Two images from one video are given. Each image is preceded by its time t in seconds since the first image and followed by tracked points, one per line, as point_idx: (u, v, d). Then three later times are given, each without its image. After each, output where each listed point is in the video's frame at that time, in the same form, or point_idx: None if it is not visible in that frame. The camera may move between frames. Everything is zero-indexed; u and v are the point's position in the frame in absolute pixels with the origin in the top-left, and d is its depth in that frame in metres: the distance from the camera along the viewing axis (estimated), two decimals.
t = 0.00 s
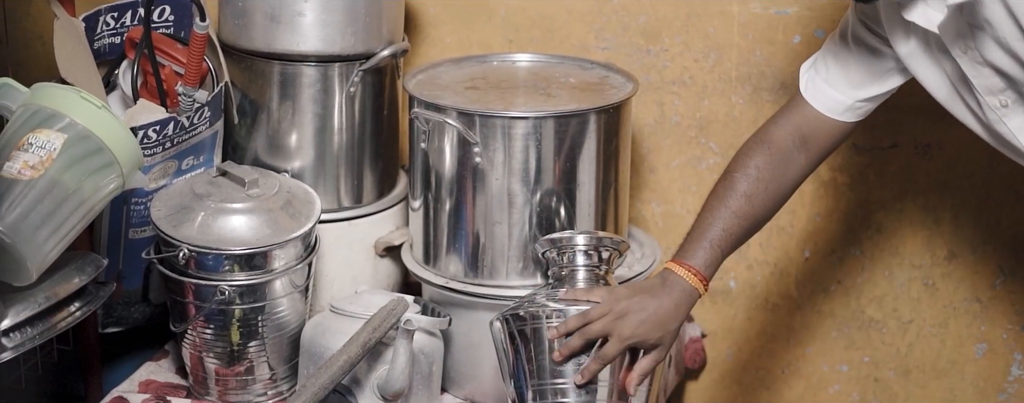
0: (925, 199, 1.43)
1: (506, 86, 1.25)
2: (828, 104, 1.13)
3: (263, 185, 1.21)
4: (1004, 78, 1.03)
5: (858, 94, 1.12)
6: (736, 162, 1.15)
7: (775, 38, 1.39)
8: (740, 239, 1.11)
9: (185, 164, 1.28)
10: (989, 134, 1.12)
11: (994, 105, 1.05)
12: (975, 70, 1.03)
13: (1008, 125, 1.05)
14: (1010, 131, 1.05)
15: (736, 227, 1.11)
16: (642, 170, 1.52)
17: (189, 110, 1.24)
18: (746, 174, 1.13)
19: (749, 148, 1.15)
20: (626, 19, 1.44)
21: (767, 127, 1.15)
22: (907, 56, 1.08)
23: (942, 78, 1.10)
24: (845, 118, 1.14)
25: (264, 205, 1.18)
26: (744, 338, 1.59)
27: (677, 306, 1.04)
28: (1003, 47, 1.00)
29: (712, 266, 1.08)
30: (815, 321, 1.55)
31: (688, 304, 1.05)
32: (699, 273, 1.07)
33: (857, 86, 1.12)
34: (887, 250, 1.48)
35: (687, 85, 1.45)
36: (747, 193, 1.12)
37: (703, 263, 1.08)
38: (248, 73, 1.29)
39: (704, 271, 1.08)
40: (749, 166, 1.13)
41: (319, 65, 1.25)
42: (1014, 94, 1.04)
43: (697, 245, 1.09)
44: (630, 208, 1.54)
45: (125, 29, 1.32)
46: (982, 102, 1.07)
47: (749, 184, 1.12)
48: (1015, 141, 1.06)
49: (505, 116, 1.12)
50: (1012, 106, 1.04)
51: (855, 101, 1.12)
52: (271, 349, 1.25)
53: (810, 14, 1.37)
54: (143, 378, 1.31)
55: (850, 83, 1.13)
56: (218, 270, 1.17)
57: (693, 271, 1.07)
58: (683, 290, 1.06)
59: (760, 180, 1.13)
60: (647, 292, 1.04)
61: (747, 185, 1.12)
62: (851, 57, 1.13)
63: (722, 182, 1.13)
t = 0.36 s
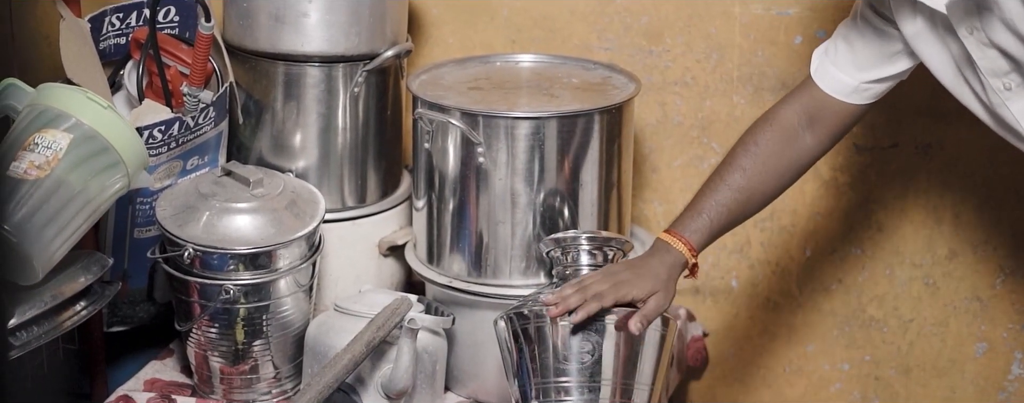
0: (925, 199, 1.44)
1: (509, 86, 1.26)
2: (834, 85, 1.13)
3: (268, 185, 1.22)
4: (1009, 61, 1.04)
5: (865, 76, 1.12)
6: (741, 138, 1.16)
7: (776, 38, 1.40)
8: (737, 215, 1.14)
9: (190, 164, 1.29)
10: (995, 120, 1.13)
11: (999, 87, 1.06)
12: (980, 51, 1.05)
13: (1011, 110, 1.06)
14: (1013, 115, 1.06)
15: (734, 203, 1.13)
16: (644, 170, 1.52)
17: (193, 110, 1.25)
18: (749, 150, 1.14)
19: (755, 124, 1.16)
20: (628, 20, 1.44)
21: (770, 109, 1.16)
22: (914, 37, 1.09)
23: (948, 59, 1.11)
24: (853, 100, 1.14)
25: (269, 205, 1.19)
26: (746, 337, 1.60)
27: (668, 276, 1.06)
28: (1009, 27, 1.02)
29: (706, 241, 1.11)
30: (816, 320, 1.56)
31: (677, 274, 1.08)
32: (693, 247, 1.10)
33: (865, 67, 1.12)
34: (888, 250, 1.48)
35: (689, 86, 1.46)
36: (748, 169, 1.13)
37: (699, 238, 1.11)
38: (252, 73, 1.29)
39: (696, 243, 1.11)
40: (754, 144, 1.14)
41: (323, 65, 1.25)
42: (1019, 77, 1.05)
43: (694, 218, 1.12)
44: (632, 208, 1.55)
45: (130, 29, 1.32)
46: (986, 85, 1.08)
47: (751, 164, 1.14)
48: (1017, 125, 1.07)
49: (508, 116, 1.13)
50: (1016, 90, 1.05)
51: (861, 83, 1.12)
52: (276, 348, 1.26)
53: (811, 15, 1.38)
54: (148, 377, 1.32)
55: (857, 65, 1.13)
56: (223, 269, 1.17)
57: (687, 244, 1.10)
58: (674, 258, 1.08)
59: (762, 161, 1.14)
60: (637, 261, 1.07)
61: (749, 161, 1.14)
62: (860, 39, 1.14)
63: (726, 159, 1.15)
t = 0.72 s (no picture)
0: (923, 198, 1.45)
1: (510, 86, 1.27)
2: (829, 65, 1.15)
3: (269, 184, 1.23)
4: (1008, 52, 1.05)
5: (860, 59, 1.14)
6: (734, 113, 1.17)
7: (775, 39, 1.41)
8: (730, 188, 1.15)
9: (192, 164, 1.29)
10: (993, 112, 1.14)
11: (997, 79, 1.07)
12: (979, 42, 1.06)
13: (1009, 100, 1.07)
14: (1010, 106, 1.08)
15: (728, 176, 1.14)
16: (644, 169, 1.53)
17: (195, 109, 1.25)
18: (744, 124, 1.15)
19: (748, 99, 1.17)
20: (628, 20, 1.45)
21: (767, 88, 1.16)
22: (914, 26, 1.10)
23: (946, 46, 1.12)
24: (844, 81, 1.15)
25: (271, 203, 1.19)
26: (745, 337, 1.60)
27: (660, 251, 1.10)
28: (1008, 19, 1.03)
29: (699, 213, 1.12)
30: (815, 319, 1.56)
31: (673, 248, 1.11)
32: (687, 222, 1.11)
33: (861, 50, 1.13)
34: (886, 249, 1.49)
35: (688, 86, 1.46)
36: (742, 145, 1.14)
37: (693, 209, 1.12)
38: (254, 73, 1.30)
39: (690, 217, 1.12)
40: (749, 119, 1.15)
41: (324, 65, 1.26)
42: (1018, 69, 1.06)
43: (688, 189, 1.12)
44: (632, 207, 1.56)
45: (133, 29, 1.34)
46: (985, 76, 1.09)
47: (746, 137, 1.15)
48: (1014, 116, 1.08)
49: (508, 116, 1.14)
50: (1014, 81, 1.07)
51: (856, 66, 1.14)
52: (278, 346, 1.26)
53: (810, 16, 1.38)
54: (149, 375, 1.32)
55: (853, 48, 1.14)
56: (224, 268, 1.18)
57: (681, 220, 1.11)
58: (668, 235, 1.10)
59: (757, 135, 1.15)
60: (630, 237, 1.09)
61: (743, 138, 1.14)
62: (860, 20, 1.14)
63: (719, 133, 1.16)
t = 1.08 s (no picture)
0: (922, 198, 1.45)
1: (510, 86, 1.27)
2: (822, 53, 1.15)
3: (270, 184, 1.23)
4: (1005, 50, 1.06)
5: (853, 50, 1.14)
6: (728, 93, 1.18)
7: (774, 39, 1.41)
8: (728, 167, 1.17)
9: (193, 164, 1.30)
10: (991, 111, 1.13)
11: (993, 76, 1.07)
12: (975, 40, 1.06)
13: (1005, 98, 1.08)
14: (1006, 104, 1.08)
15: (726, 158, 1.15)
16: (643, 169, 1.54)
17: (196, 109, 1.26)
18: (736, 107, 1.16)
19: (742, 80, 1.17)
20: (628, 21, 1.45)
21: (759, 71, 1.17)
22: (911, 24, 1.10)
23: (942, 43, 1.12)
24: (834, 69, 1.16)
25: (272, 203, 1.20)
26: (745, 336, 1.61)
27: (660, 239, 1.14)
28: (1003, 17, 1.03)
29: (698, 194, 1.15)
30: (814, 318, 1.57)
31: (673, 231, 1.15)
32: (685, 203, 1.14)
33: (858, 42, 1.14)
34: (885, 249, 1.50)
35: (688, 86, 1.47)
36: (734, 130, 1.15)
37: (690, 190, 1.14)
38: (255, 73, 1.30)
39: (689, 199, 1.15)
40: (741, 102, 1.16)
41: (325, 65, 1.26)
42: (1014, 67, 1.07)
43: (685, 174, 1.15)
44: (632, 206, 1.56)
45: (135, 29, 1.34)
46: (980, 74, 1.10)
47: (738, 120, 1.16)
48: (1010, 115, 1.09)
49: (509, 116, 1.14)
50: (1010, 79, 1.07)
51: (849, 57, 1.14)
52: (278, 345, 1.27)
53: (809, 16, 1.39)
54: (151, 374, 1.33)
55: (851, 39, 1.14)
56: (225, 267, 1.18)
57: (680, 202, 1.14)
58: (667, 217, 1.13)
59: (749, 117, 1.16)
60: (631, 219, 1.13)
61: (740, 117, 1.16)
62: (857, 12, 1.15)
63: (710, 116, 1.17)
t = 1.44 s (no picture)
0: (919, 199, 1.46)
1: (509, 87, 1.28)
2: (830, 58, 1.16)
3: (270, 185, 1.23)
4: (1005, 46, 1.06)
5: (861, 51, 1.15)
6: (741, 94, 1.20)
7: (772, 40, 1.42)
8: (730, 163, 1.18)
9: (193, 164, 1.31)
10: (991, 107, 1.14)
11: (993, 72, 1.08)
12: (976, 35, 1.07)
13: (1004, 94, 1.08)
14: (1006, 100, 1.08)
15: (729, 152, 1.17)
16: (642, 170, 1.54)
17: (197, 110, 1.27)
18: (746, 106, 1.18)
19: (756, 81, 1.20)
20: (627, 22, 1.46)
21: (767, 73, 1.19)
22: (912, 19, 1.11)
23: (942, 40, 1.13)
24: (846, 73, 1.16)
25: (272, 204, 1.20)
26: (743, 336, 1.61)
27: (655, 231, 1.15)
28: (1004, 12, 1.04)
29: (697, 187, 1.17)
30: (812, 318, 1.57)
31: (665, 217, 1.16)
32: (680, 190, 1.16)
33: (863, 43, 1.14)
34: (883, 249, 1.50)
35: (687, 87, 1.47)
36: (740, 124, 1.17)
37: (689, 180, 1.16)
38: (255, 74, 1.31)
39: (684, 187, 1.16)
40: (752, 103, 1.18)
41: (324, 67, 1.27)
42: (1014, 63, 1.07)
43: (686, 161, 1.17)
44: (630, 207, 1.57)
45: (135, 31, 1.34)
46: (980, 69, 1.10)
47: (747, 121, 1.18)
48: (1010, 111, 1.09)
49: (507, 116, 1.15)
50: (1010, 75, 1.07)
51: (856, 59, 1.15)
52: (278, 345, 1.27)
53: (808, 18, 1.39)
54: (152, 373, 1.34)
55: (856, 40, 1.15)
56: (225, 268, 1.19)
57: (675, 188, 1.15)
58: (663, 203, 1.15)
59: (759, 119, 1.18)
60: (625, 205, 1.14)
61: (747, 116, 1.18)
62: (861, 14, 1.15)
63: (723, 111, 1.19)
